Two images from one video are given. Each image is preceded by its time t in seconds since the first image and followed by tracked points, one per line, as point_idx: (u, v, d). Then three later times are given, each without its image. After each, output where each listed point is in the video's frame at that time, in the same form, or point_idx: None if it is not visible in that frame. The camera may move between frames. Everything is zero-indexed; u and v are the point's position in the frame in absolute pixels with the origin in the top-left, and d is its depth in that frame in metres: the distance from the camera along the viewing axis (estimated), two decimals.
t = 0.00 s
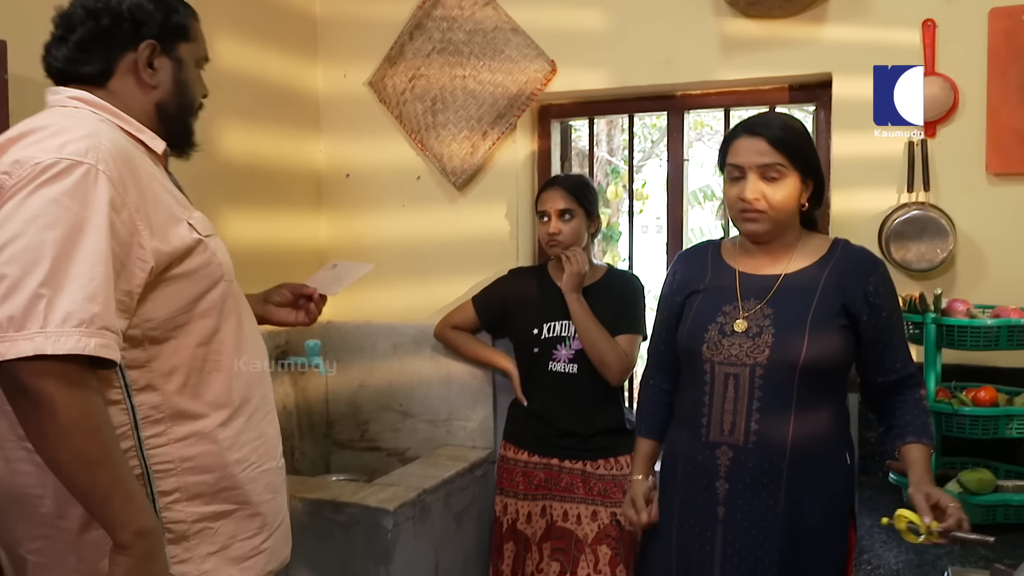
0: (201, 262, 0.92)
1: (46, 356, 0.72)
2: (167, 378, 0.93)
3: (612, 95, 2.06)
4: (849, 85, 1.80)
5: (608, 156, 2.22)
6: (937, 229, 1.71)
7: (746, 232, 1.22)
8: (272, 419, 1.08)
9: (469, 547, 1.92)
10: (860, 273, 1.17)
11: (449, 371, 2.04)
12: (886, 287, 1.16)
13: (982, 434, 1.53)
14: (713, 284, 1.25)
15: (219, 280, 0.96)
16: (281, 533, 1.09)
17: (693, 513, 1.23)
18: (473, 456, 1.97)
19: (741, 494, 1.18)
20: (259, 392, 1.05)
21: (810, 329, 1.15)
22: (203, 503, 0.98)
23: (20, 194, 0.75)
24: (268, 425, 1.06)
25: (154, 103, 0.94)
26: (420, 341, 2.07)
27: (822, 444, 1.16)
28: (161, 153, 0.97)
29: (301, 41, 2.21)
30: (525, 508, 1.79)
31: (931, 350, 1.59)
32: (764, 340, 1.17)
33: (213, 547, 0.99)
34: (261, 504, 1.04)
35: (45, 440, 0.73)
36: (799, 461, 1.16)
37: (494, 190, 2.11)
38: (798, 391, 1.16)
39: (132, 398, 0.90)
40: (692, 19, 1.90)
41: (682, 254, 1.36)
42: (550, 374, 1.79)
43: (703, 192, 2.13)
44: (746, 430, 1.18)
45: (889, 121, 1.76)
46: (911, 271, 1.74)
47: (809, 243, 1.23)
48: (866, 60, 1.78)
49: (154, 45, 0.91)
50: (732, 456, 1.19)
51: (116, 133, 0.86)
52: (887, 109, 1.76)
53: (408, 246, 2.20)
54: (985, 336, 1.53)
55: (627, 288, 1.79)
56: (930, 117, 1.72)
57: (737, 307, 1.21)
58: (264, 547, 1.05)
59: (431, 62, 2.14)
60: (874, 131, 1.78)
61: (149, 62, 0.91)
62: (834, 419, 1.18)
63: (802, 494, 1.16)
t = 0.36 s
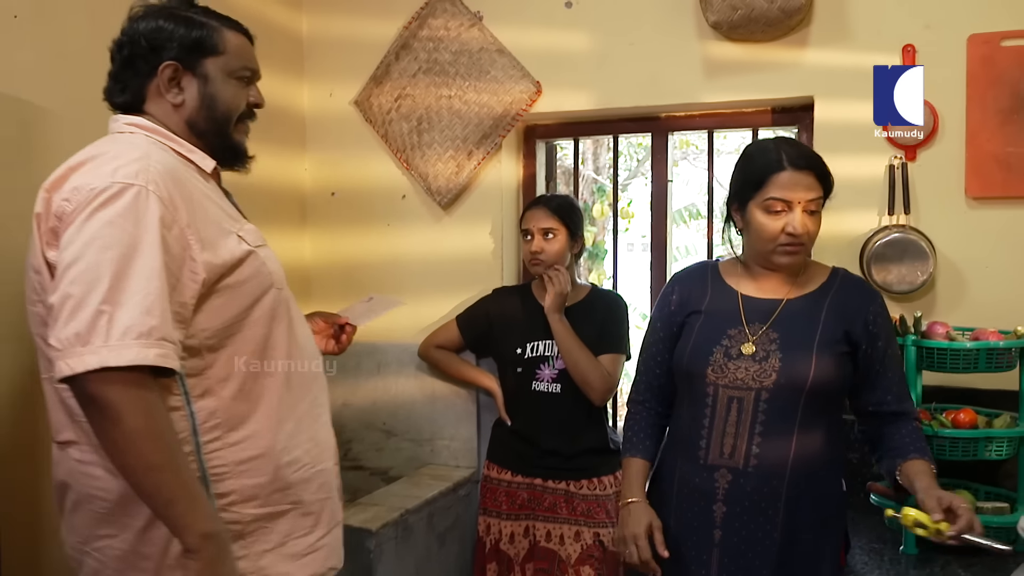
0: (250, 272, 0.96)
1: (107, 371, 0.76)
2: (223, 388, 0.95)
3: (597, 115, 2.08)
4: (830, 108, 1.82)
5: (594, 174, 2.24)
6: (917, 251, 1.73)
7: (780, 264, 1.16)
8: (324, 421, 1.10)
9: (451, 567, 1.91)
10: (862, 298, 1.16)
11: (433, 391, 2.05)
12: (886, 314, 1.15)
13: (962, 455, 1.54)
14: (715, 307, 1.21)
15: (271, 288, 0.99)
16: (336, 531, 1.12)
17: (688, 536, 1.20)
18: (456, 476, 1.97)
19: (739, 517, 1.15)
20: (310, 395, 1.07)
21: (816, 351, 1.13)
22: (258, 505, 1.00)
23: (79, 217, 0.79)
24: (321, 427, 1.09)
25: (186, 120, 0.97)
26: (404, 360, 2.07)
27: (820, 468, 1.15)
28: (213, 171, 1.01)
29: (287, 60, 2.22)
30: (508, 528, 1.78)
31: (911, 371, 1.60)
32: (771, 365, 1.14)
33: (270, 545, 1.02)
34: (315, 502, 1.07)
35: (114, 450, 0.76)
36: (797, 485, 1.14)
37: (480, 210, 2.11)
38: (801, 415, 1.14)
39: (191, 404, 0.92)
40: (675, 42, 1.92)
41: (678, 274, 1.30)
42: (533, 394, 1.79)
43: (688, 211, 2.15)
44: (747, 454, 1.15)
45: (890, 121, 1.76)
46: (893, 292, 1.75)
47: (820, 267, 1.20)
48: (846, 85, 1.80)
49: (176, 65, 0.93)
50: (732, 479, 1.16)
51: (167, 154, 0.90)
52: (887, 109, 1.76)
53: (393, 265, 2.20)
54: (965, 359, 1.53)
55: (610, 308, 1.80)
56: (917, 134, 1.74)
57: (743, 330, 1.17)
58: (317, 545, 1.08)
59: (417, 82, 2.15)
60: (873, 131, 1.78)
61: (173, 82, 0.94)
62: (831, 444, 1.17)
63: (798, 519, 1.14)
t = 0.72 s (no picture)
0: (291, 290, 0.99)
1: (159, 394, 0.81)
2: (256, 402, 0.99)
3: (588, 122, 2.08)
4: (819, 115, 1.83)
5: (586, 180, 2.27)
6: (907, 258, 1.74)
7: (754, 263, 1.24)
8: (356, 440, 1.12)
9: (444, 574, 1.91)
10: (872, 312, 1.18)
11: (425, 398, 2.04)
12: (898, 331, 1.17)
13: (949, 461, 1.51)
14: (722, 315, 1.27)
15: (309, 305, 1.03)
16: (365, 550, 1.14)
17: (684, 543, 1.25)
18: (450, 483, 1.97)
19: (732, 528, 1.20)
20: (342, 414, 1.09)
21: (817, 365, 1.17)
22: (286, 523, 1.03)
23: (126, 243, 0.84)
24: (352, 446, 1.11)
25: (231, 129, 1.00)
26: (396, 367, 2.06)
27: (817, 477, 1.19)
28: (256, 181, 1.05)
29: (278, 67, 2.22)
30: (500, 535, 1.78)
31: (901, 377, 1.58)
32: (770, 379, 1.19)
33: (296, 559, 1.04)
34: (343, 519, 1.09)
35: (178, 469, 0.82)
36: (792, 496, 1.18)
37: (472, 217, 2.12)
38: (798, 428, 1.18)
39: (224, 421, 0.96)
40: (666, 50, 1.93)
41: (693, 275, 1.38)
42: (525, 401, 1.79)
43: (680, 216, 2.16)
44: (743, 465, 1.20)
45: (889, 121, 1.76)
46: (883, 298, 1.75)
47: (824, 278, 1.25)
48: (835, 92, 1.81)
49: (220, 76, 0.97)
50: (726, 489, 1.21)
51: (209, 172, 0.94)
52: (887, 109, 1.76)
53: (385, 272, 2.20)
54: (955, 364, 1.53)
55: (602, 315, 1.80)
56: (918, 134, 1.74)
57: (746, 340, 1.23)
58: (345, 561, 1.10)
59: (408, 90, 2.15)
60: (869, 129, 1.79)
61: (219, 92, 0.98)
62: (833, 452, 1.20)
63: (794, 530, 1.18)
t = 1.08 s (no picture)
0: (274, 296, 1.05)
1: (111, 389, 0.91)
2: (237, 404, 1.04)
3: (585, 130, 2.09)
4: (815, 124, 1.83)
5: (584, 187, 2.32)
6: (903, 266, 1.74)
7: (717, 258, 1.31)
8: (351, 446, 1.14)
9: None
10: (856, 323, 1.17)
11: (421, 405, 2.04)
12: (884, 339, 1.15)
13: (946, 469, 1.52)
14: (709, 325, 1.31)
15: (296, 311, 1.07)
16: (356, 554, 1.16)
17: (672, 550, 1.28)
18: (446, 490, 1.96)
19: (714, 536, 1.23)
20: (336, 417, 1.12)
21: (790, 373, 1.19)
22: (266, 520, 1.07)
23: (112, 249, 0.95)
24: (345, 451, 1.13)
25: (253, 141, 1.11)
26: (392, 374, 2.06)
27: (801, 487, 1.20)
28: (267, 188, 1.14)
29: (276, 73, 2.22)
30: (496, 543, 1.77)
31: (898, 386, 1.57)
32: (741, 391, 1.22)
33: (280, 559, 1.09)
34: (331, 522, 1.12)
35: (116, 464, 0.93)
36: (774, 507, 1.20)
37: (469, 224, 2.12)
38: (774, 437, 1.20)
39: (205, 417, 1.03)
40: (663, 58, 1.93)
41: (695, 284, 1.42)
42: (522, 409, 1.79)
43: (677, 224, 2.18)
44: (723, 475, 1.23)
45: (890, 121, 1.76)
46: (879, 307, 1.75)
47: (810, 287, 1.26)
48: (831, 101, 1.82)
49: (246, 91, 1.08)
50: (709, 499, 1.24)
51: (208, 185, 1.04)
52: (887, 110, 1.77)
53: (382, 279, 2.20)
54: (951, 374, 1.53)
55: (599, 323, 1.80)
56: (916, 132, 1.75)
57: (726, 350, 1.27)
58: (331, 565, 1.13)
59: (406, 97, 2.15)
60: (868, 130, 1.79)
61: (244, 106, 1.09)
62: (821, 461, 1.21)
63: (777, 539, 1.19)
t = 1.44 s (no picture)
0: (271, 293, 1.16)
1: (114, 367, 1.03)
2: (228, 387, 1.15)
3: (586, 135, 2.09)
4: (817, 130, 1.83)
5: (585, 192, 2.33)
6: (904, 272, 1.74)
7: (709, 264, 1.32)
8: (337, 440, 1.24)
9: None
10: (848, 325, 1.18)
11: (422, 410, 2.04)
12: (877, 339, 1.16)
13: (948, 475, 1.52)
14: (704, 332, 1.32)
15: (289, 308, 1.18)
16: (333, 544, 1.24)
17: (673, 559, 1.28)
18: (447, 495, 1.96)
19: (717, 544, 1.23)
20: (323, 409, 1.22)
21: (789, 380, 1.19)
22: (251, 503, 1.17)
23: (127, 243, 1.08)
24: (330, 444, 1.23)
25: (298, 159, 1.25)
26: (393, 379, 2.06)
27: (800, 493, 1.20)
28: (282, 195, 1.27)
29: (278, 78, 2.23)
30: (497, 548, 1.77)
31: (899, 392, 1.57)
32: (741, 397, 1.22)
33: (261, 543, 1.18)
34: (310, 511, 1.21)
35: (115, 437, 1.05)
36: (774, 514, 1.20)
37: (470, 228, 2.12)
38: (772, 443, 1.20)
39: (199, 402, 1.14)
40: (664, 63, 1.94)
41: (691, 291, 1.42)
42: (522, 413, 1.79)
43: (678, 228, 2.18)
44: (724, 482, 1.23)
45: (890, 122, 1.77)
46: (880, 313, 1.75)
47: (804, 290, 1.26)
48: (833, 107, 1.82)
49: (302, 114, 1.21)
50: (710, 506, 1.24)
51: (217, 191, 1.17)
52: (888, 110, 1.77)
53: (383, 283, 2.20)
54: (952, 380, 1.53)
55: (599, 329, 1.80)
56: (917, 133, 1.75)
57: (723, 357, 1.27)
58: (309, 553, 1.21)
59: (408, 102, 2.16)
60: (869, 134, 1.79)
61: (296, 128, 1.22)
62: (819, 466, 1.21)
63: (778, 546, 1.19)
